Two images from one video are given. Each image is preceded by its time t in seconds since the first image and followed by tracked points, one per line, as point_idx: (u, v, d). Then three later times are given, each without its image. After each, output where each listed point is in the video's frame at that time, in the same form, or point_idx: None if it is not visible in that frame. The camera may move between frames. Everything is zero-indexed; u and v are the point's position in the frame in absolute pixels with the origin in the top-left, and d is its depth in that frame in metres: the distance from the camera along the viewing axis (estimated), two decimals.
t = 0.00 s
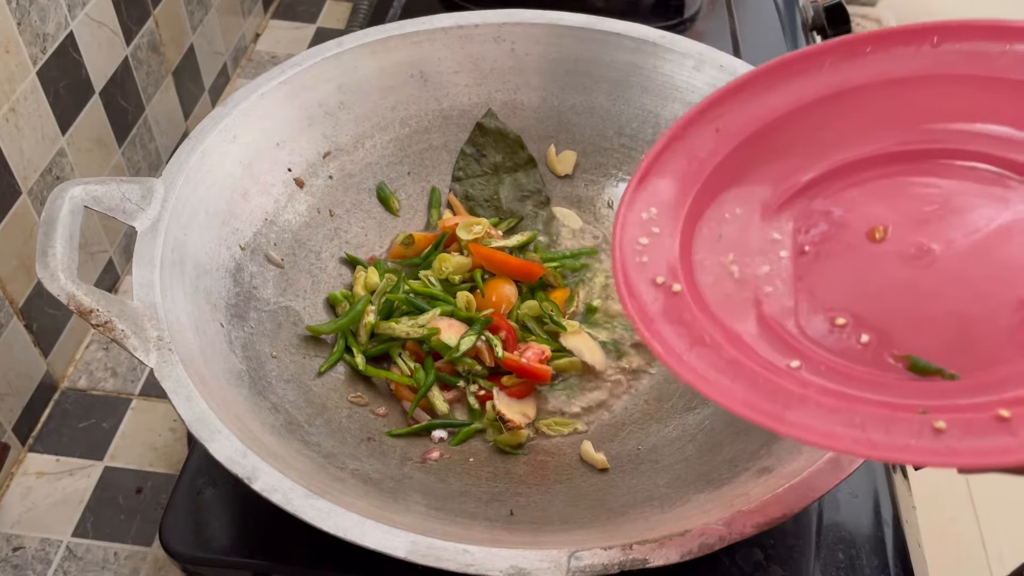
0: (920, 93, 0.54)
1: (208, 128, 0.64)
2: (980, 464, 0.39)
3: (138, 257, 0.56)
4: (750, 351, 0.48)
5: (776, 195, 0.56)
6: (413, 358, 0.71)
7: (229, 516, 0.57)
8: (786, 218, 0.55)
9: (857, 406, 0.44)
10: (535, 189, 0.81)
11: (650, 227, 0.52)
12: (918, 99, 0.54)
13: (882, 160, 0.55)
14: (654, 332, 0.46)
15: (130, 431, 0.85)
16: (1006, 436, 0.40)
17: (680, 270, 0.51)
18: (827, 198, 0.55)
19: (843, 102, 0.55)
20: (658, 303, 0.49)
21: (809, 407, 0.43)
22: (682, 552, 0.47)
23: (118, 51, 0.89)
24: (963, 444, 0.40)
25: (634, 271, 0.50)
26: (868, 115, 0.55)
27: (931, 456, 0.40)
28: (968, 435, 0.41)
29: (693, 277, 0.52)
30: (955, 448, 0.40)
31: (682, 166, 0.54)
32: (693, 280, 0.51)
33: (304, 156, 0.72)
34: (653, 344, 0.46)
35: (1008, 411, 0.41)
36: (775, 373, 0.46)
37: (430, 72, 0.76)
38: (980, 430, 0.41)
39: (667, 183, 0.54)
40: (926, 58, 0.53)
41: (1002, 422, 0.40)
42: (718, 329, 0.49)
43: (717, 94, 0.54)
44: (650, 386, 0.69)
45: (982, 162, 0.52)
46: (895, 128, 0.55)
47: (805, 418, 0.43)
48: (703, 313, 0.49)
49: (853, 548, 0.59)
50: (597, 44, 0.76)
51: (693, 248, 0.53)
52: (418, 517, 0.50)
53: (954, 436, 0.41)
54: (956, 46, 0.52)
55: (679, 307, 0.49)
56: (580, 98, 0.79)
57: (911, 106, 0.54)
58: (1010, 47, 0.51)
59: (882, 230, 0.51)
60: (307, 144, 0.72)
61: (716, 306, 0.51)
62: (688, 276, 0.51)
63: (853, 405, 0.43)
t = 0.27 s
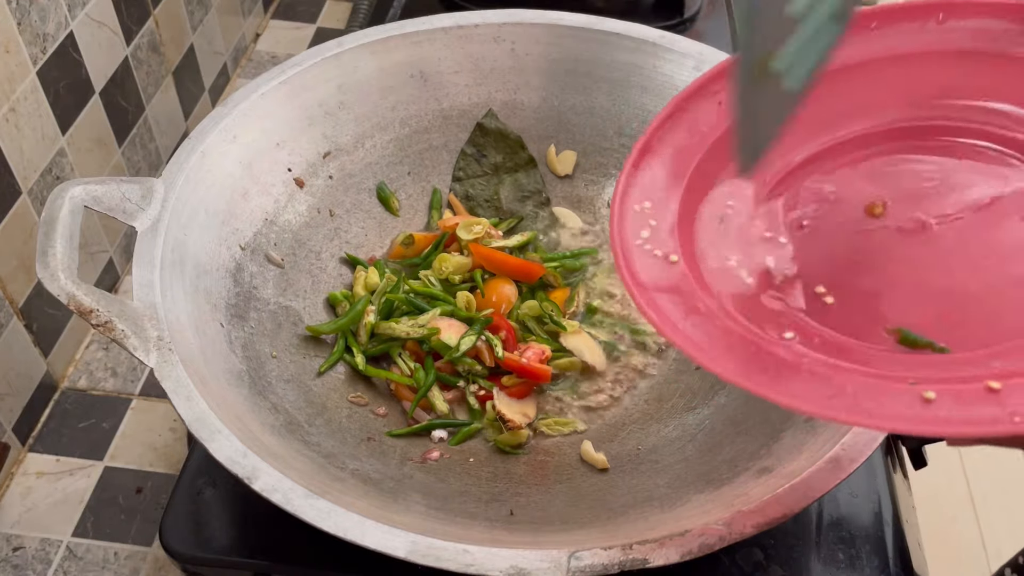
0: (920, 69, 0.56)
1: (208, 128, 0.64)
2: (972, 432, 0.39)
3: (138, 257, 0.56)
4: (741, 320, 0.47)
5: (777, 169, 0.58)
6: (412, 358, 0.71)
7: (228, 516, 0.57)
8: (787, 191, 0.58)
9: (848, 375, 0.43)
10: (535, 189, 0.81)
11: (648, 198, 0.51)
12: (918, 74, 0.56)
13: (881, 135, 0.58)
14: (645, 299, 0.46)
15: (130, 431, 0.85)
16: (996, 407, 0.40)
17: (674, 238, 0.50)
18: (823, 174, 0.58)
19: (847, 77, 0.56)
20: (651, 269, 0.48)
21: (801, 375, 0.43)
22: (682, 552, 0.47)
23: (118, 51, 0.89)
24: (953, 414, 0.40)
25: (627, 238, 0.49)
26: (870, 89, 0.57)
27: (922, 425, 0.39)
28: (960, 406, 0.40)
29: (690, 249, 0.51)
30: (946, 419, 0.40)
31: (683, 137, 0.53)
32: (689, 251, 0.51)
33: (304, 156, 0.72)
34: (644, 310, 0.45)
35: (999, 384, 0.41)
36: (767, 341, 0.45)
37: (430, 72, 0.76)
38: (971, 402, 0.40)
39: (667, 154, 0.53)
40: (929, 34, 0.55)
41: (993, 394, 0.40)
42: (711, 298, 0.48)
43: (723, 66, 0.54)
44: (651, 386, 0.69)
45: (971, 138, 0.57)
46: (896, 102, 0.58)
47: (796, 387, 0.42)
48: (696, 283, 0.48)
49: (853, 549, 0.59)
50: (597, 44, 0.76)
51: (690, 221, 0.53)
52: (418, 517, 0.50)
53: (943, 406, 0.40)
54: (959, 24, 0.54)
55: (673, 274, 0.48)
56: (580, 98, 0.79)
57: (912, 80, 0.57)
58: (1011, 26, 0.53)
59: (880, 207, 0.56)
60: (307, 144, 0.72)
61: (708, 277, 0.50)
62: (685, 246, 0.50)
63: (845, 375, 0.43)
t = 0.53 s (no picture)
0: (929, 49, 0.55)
1: (208, 128, 0.64)
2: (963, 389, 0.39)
3: (138, 257, 0.56)
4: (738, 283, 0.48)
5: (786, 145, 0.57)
6: (412, 358, 0.71)
7: (228, 516, 0.57)
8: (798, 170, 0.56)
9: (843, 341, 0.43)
10: (535, 189, 0.81)
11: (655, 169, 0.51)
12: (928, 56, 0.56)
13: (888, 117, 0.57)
14: (647, 254, 0.46)
15: (130, 431, 0.85)
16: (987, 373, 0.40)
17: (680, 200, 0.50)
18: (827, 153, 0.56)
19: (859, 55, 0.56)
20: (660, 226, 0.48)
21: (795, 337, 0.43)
22: (682, 552, 0.47)
23: (118, 51, 0.89)
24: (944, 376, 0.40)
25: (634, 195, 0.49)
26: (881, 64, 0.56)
27: (914, 383, 0.40)
28: (952, 369, 0.41)
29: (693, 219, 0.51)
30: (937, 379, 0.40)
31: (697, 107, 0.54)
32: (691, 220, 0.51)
33: (303, 156, 0.72)
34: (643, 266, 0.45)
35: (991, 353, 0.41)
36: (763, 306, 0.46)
37: (430, 72, 0.76)
38: (963, 367, 0.41)
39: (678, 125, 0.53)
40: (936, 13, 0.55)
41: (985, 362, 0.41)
42: (709, 263, 0.48)
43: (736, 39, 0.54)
44: (651, 387, 0.69)
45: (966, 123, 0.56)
46: (903, 81, 0.56)
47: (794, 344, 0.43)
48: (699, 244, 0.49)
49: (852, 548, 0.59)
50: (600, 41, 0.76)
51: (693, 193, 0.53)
52: (418, 517, 0.50)
53: (936, 370, 0.41)
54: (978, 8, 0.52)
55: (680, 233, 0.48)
56: (580, 98, 0.79)
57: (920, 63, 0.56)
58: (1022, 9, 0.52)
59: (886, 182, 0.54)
60: (307, 144, 0.72)
61: (709, 242, 0.51)
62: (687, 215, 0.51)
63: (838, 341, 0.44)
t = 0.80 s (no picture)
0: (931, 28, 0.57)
1: (208, 128, 0.64)
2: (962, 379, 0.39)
3: (138, 257, 0.56)
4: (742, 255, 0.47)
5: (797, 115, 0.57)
6: (412, 358, 0.71)
7: (228, 516, 0.57)
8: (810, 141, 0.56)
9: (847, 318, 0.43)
10: (535, 189, 0.81)
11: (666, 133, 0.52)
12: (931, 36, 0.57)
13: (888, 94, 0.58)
14: (650, 218, 0.46)
15: (130, 431, 0.85)
16: (988, 362, 0.40)
17: (689, 164, 0.50)
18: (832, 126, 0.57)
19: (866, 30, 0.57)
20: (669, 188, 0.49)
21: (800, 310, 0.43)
22: (683, 552, 0.47)
23: (118, 51, 0.89)
24: (945, 362, 0.40)
25: (643, 156, 0.50)
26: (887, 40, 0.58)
27: (910, 367, 0.40)
28: (953, 354, 0.40)
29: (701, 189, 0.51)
30: (936, 365, 0.40)
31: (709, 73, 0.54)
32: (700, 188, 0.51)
33: (304, 156, 0.72)
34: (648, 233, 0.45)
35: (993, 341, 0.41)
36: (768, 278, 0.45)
37: (431, 72, 0.76)
38: (964, 353, 0.40)
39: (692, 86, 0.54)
40: None
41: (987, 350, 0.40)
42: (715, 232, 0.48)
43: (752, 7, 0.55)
44: (651, 387, 0.69)
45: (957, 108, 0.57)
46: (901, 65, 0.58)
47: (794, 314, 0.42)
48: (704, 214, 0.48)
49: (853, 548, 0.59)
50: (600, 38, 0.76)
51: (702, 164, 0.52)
52: (418, 517, 0.50)
53: (937, 354, 0.41)
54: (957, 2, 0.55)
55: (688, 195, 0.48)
56: (580, 98, 0.79)
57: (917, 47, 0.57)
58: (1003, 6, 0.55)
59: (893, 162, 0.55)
60: (307, 144, 0.72)
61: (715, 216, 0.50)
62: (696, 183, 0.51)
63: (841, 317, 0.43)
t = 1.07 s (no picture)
0: (928, 40, 0.57)
1: (208, 128, 0.64)
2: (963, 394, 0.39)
3: (138, 257, 0.56)
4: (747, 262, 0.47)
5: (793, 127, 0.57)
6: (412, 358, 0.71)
7: (229, 516, 0.57)
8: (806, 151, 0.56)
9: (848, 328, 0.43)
10: (535, 189, 0.81)
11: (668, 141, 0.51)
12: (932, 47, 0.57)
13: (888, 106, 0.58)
14: (649, 230, 0.45)
15: (130, 431, 0.85)
16: (991, 373, 0.40)
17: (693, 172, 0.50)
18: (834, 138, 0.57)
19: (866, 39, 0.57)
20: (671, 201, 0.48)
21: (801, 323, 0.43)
22: (682, 552, 0.47)
23: (118, 51, 0.89)
24: (947, 375, 0.40)
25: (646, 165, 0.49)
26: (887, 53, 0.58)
27: (912, 380, 0.39)
28: (954, 367, 0.40)
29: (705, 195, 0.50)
30: (937, 379, 0.39)
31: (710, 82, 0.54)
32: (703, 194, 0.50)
33: (304, 156, 0.72)
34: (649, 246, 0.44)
35: (996, 352, 0.41)
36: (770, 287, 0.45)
37: (430, 72, 0.76)
38: (966, 365, 0.40)
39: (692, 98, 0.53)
40: (944, 5, 0.57)
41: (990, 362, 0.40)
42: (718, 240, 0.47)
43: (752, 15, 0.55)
44: (651, 387, 0.69)
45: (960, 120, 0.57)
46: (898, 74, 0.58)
47: (793, 328, 0.42)
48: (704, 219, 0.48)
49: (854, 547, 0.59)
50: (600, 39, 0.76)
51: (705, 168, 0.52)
52: (418, 517, 0.50)
53: (939, 366, 0.40)
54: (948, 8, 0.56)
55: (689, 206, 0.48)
56: (580, 98, 0.79)
57: (912, 53, 0.57)
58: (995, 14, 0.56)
59: (894, 173, 0.54)
60: (307, 144, 0.72)
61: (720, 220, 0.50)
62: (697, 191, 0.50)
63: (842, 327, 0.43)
